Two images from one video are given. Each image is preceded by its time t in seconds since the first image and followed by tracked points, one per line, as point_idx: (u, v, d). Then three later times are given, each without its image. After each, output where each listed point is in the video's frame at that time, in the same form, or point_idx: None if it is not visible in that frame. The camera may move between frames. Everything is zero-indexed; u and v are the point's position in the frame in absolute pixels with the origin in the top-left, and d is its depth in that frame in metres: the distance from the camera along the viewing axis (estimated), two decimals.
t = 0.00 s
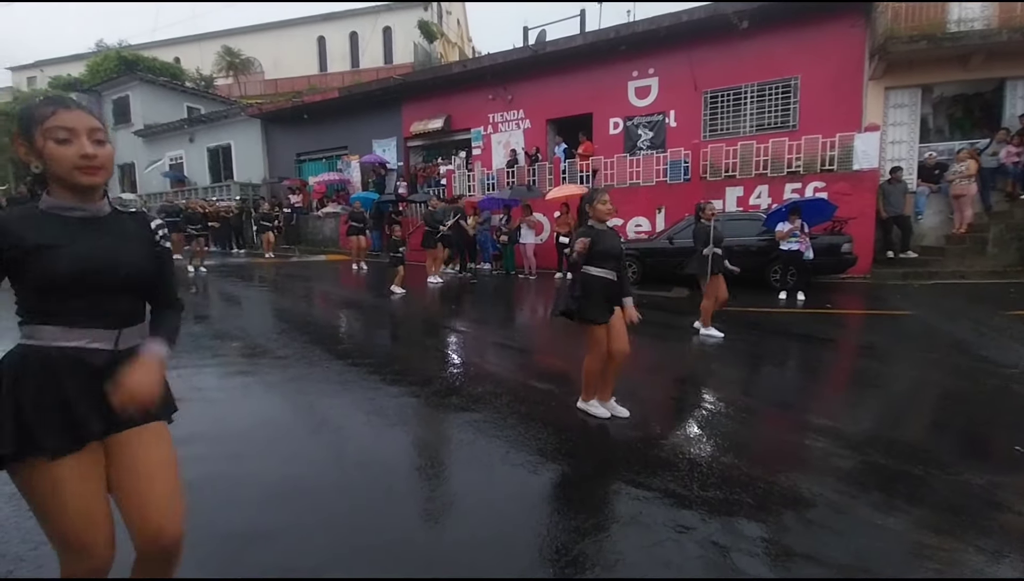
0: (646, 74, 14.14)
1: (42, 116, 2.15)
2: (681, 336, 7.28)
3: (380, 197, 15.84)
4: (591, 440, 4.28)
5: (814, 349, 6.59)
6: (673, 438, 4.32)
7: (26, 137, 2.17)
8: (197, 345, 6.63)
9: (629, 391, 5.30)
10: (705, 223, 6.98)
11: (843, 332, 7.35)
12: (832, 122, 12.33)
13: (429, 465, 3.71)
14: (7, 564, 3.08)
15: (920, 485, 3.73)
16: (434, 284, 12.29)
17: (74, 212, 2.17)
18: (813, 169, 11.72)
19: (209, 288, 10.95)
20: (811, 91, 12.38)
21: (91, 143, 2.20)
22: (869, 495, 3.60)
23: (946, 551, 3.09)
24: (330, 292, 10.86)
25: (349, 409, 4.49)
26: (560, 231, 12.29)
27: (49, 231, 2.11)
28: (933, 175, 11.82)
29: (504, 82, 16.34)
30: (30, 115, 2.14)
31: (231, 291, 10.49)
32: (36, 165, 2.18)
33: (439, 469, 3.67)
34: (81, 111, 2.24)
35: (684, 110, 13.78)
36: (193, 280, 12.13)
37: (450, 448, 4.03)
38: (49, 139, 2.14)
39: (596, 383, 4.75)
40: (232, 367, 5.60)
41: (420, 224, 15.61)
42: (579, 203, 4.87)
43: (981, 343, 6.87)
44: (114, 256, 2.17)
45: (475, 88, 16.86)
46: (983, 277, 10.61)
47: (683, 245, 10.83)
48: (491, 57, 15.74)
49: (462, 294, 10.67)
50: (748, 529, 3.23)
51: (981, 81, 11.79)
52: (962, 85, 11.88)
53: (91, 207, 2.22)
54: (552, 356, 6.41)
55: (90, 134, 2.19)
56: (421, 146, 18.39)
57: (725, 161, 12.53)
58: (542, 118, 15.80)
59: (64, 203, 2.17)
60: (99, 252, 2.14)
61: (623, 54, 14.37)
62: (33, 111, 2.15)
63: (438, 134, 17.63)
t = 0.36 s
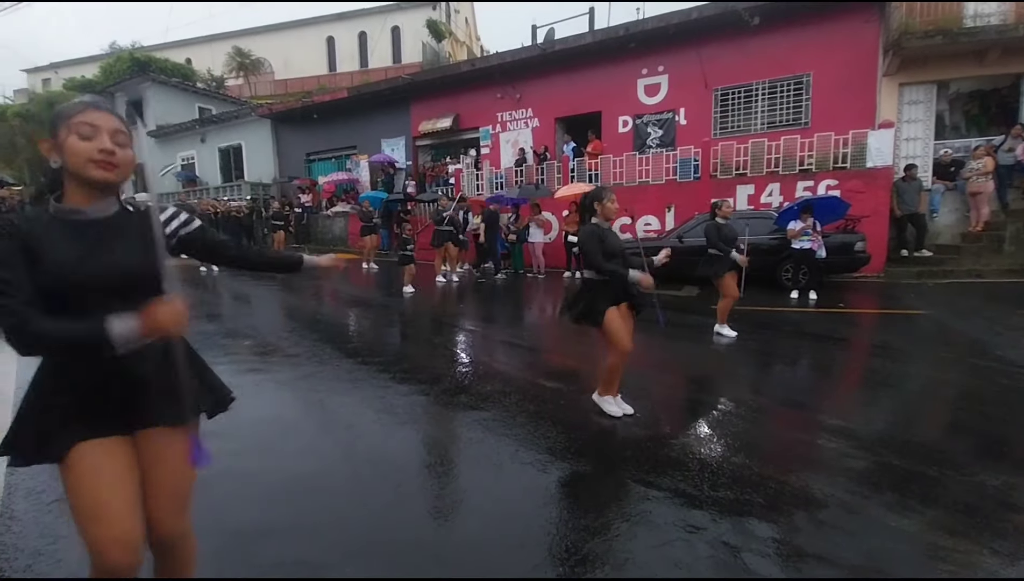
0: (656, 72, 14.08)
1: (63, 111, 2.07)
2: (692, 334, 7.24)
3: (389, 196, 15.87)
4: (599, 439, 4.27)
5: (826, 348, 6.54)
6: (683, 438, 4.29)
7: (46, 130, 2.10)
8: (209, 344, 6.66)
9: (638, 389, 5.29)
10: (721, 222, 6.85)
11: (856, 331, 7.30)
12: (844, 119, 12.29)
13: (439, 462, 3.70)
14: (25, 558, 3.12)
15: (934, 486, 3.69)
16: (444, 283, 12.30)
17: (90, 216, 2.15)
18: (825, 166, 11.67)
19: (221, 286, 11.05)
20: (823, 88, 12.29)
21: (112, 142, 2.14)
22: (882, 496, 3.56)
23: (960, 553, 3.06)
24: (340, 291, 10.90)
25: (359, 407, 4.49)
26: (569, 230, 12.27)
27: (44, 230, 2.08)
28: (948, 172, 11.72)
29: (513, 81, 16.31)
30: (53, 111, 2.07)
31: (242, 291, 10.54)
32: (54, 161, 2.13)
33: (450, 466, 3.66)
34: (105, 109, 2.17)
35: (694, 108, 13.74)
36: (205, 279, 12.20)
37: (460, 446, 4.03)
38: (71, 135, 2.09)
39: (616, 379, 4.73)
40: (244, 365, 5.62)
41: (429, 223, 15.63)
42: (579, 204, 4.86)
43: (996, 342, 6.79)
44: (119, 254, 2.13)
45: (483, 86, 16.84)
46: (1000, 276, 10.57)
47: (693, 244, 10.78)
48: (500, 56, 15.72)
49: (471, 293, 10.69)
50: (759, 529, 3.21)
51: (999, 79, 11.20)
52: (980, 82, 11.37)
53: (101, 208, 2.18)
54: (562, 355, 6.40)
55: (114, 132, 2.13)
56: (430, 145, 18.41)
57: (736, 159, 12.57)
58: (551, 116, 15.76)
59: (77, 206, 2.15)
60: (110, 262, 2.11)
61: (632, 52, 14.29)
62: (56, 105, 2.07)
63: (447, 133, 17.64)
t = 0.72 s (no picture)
0: (664, 73, 14.03)
1: (71, 111, 2.14)
2: (701, 337, 7.19)
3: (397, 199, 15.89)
4: (603, 441, 4.26)
5: (837, 352, 6.49)
6: (691, 441, 4.26)
7: (56, 136, 2.16)
8: (219, 345, 6.68)
9: (648, 392, 5.27)
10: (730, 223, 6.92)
11: (867, 334, 7.23)
12: (854, 120, 12.20)
13: (445, 464, 3.71)
14: (38, 556, 3.13)
15: (945, 492, 3.65)
16: (452, 285, 12.30)
17: (117, 203, 2.17)
18: (837, 167, 11.55)
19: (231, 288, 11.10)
20: (833, 89, 12.26)
21: (120, 136, 2.20)
22: (892, 501, 3.52)
23: (971, 560, 3.02)
24: (348, 292, 10.92)
25: (367, 409, 4.48)
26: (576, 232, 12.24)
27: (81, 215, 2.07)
28: (962, 173, 11.57)
29: (521, 83, 16.32)
30: (61, 113, 2.13)
31: (252, 292, 10.59)
32: (70, 161, 2.16)
33: (456, 468, 3.67)
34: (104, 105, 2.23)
35: (702, 109, 13.68)
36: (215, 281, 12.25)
37: (467, 446, 4.03)
38: (80, 130, 2.13)
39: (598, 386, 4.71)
40: (253, 366, 5.64)
41: (437, 225, 15.64)
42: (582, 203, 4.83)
43: (1010, 346, 6.71)
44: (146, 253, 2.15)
45: (490, 89, 16.86)
46: (1015, 279, 10.26)
47: (702, 246, 10.72)
48: (507, 58, 15.72)
49: (479, 295, 10.67)
50: (767, 534, 3.17)
51: (1012, 77, 11.53)
52: (992, 81, 11.63)
53: (125, 199, 2.21)
54: (571, 358, 6.37)
55: (119, 122, 2.19)
56: (437, 147, 18.44)
57: (745, 160, 12.43)
58: (559, 118, 15.76)
59: (100, 194, 2.16)
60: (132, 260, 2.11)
61: (640, 53, 14.27)
62: (61, 106, 2.14)
63: (455, 135, 17.67)
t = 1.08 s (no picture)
0: (674, 75, 13.98)
1: (60, 119, 2.19)
2: (712, 340, 7.14)
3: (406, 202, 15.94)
4: (612, 444, 4.21)
5: (851, 355, 6.41)
6: (701, 446, 4.21)
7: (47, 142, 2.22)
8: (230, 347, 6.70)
9: (659, 395, 5.24)
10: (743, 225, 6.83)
11: (883, 338, 7.15)
12: (868, 120, 12.02)
13: (454, 467, 3.67)
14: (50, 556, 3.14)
15: (962, 499, 3.59)
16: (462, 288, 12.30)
17: (89, 213, 2.18)
18: (851, 167, 11.46)
19: (243, 291, 11.17)
20: (847, 89, 12.11)
21: (102, 147, 2.21)
22: (906, 508, 3.47)
23: (988, 568, 2.96)
24: (358, 295, 10.94)
25: (374, 411, 4.47)
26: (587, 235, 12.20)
27: (53, 234, 2.10)
28: (981, 173, 11.47)
29: (530, 86, 16.33)
30: (51, 120, 2.18)
31: (264, 295, 10.63)
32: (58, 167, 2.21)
33: (464, 471, 3.63)
34: (99, 118, 2.28)
35: (713, 111, 13.63)
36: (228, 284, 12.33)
37: (476, 450, 4.01)
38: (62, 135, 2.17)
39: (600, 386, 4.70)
40: (262, 368, 5.65)
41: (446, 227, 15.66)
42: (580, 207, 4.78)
43: None
44: (117, 260, 2.12)
45: (500, 92, 16.89)
46: None
47: (713, 248, 10.66)
48: (517, 61, 15.74)
49: (488, 297, 10.66)
50: (776, 540, 3.14)
51: None
52: (1010, 79, 11.50)
53: (101, 209, 2.21)
54: (580, 361, 6.33)
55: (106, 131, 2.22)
56: (447, 151, 18.48)
57: (757, 161, 12.24)
58: (568, 121, 15.74)
59: (77, 202, 2.20)
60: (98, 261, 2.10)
61: (650, 55, 14.24)
62: (51, 115, 2.20)
63: (464, 139, 17.72)
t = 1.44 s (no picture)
0: (688, 75, 13.91)
1: (76, 141, 2.15)
2: (729, 345, 7.05)
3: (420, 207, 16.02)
4: (625, 451, 4.15)
5: (873, 359, 6.30)
6: (713, 452, 4.14)
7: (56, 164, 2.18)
8: (244, 352, 6.72)
9: (675, 400, 5.16)
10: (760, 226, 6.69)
11: (907, 341, 7.03)
12: (889, 116, 11.82)
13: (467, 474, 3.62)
14: (62, 557, 3.15)
15: (987, 508, 3.49)
16: (474, 292, 12.28)
17: (91, 232, 2.15)
18: (871, 167, 11.32)
19: (259, 296, 11.24)
20: (866, 86, 11.94)
21: (118, 172, 2.20)
22: (927, 517, 3.38)
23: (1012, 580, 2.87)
24: (372, 300, 10.95)
25: (384, 415, 4.44)
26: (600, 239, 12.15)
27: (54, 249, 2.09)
28: (1009, 170, 11.30)
29: (542, 89, 16.33)
30: (65, 141, 2.14)
31: (279, 301, 10.70)
32: (65, 185, 2.18)
33: (477, 477, 3.58)
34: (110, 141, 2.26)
35: (728, 111, 13.53)
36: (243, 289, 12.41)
37: (484, 454, 3.98)
38: (74, 155, 2.15)
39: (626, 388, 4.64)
40: (274, 372, 5.65)
41: (459, 232, 15.67)
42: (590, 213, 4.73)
43: None
44: (111, 275, 2.11)
45: (513, 96, 16.91)
46: None
47: (729, 250, 10.55)
48: (529, 65, 15.76)
49: (501, 301, 10.64)
50: (789, 549, 3.07)
51: None
52: None
53: (103, 230, 2.19)
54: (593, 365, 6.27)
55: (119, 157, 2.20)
56: (460, 155, 18.52)
57: (773, 161, 12.22)
58: (581, 124, 15.70)
59: (79, 222, 2.17)
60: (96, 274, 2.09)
61: (663, 55, 14.15)
62: (65, 134, 2.17)
63: (477, 143, 17.76)
